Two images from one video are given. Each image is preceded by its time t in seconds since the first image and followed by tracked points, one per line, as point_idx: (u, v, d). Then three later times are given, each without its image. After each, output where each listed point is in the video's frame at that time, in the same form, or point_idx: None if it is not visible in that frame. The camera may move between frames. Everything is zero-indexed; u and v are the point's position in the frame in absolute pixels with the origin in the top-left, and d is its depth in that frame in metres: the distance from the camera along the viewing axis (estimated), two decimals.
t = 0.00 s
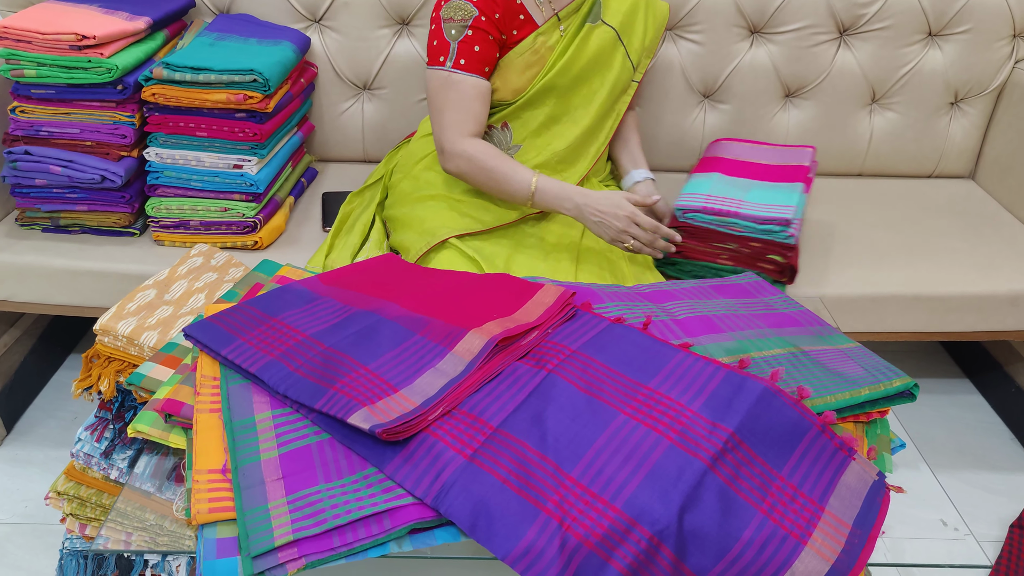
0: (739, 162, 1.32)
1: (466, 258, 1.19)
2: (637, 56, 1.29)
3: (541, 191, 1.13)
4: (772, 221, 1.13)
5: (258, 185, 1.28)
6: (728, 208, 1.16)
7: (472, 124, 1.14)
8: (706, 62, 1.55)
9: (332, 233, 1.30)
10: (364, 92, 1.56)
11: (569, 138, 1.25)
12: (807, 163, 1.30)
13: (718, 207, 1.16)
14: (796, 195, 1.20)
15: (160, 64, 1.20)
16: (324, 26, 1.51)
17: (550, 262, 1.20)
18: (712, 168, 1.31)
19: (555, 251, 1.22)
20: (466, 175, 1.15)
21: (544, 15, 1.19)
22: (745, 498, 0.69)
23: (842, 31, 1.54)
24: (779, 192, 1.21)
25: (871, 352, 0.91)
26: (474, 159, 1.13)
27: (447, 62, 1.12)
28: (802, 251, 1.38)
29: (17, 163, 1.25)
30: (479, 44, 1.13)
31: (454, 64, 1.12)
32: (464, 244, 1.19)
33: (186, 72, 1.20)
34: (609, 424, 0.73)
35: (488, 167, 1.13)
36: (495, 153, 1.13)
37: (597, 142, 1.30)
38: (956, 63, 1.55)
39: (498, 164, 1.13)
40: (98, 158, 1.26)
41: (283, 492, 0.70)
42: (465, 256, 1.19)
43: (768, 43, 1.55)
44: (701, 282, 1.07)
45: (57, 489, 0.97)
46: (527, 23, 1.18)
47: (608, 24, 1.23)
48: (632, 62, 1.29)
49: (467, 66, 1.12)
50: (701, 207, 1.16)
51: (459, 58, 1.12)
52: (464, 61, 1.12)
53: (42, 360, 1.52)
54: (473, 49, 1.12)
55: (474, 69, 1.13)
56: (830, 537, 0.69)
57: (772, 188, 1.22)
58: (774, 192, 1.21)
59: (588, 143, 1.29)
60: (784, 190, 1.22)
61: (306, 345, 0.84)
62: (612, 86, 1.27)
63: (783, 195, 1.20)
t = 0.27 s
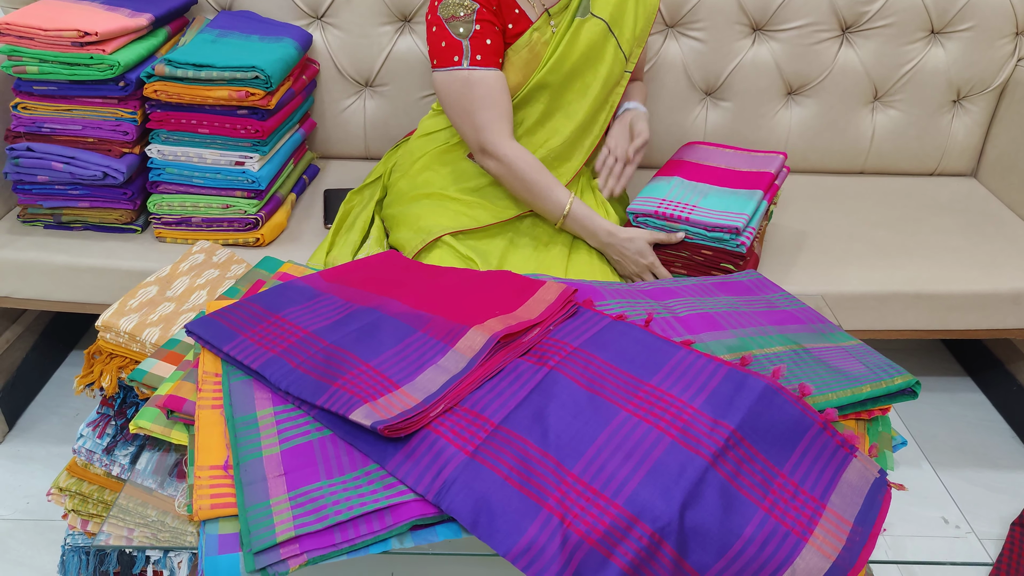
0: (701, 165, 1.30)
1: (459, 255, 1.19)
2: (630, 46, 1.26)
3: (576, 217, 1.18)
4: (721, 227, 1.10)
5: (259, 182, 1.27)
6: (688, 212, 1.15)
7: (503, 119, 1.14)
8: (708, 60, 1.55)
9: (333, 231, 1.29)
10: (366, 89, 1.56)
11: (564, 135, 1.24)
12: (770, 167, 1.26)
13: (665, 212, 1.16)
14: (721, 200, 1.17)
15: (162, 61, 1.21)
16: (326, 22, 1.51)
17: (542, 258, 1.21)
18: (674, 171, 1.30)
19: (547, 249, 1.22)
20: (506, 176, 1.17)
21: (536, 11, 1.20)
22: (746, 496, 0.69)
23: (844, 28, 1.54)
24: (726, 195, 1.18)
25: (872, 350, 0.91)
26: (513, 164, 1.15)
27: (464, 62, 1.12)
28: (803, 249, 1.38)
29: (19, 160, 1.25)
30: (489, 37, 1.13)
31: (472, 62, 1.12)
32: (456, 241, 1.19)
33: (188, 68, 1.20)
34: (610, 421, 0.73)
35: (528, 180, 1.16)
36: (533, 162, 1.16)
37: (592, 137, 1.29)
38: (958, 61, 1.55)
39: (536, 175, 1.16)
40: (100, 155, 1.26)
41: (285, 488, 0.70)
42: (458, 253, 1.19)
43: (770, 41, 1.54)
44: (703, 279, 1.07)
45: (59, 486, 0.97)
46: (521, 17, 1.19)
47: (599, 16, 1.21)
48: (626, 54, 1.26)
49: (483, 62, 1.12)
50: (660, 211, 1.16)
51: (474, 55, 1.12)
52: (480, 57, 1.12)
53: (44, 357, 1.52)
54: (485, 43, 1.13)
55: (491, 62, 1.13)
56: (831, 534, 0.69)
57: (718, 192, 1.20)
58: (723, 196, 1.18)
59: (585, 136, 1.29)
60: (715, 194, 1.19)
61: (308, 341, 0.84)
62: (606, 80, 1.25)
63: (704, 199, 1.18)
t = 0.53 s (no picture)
0: (700, 164, 1.29)
1: (466, 254, 1.19)
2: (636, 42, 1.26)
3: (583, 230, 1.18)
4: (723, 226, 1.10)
5: (261, 180, 1.27)
6: (688, 212, 1.14)
7: (514, 124, 1.15)
8: (710, 58, 1.55)
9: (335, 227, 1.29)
10: (368, 86, 1.56)
11: (572, 134, 1.25)
12: (771, 164, 1.26)
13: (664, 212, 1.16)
14: (722, 199, 1.17)
15: (165, 58, 1.21)
16: (329, 20, 1.51)
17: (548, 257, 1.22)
18: (672, 170, 1.29)
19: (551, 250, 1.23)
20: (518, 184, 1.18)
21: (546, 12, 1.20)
22: (747, 493, 0.69)
23: (846, 27, 1.54)
24: (727, 194, 1.18)
25: (874, 348, 0.91)
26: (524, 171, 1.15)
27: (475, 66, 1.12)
28: (805, 247, 1.38)
29: (21, 157, 1.25)
30: (500, 41, 1.13)
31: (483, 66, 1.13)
32: (465, 240, 1.19)
33: (190, 65, 1.20)
34: (611, 418, 0.73)
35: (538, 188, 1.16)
36: (543, 170, 1.16)
37: (600, 136, 1.29)
38: (961, 60, 1.55)
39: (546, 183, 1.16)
40: (102, 152, 1.26)
41: (287, 485, 0.70)
42: (465, 252, 1.19)
43: (773, 39, 1.54)
44: (704, 277, 1.07)
45: (61, 481, 0.98)
46: (531, 20, 1.19)
47: (605, 14, 1.20)
48: (633, 52, 1.26)
49: (492, 66, 1.13)
50: (659, 212, 1.16)
51: (484, 59, 1.12)
52: (490, 62, 1.13)
53: (46, 353, 1.52)
54: (495, 45, 1.13)
55: (501, 66, 1.13)
56: (832, 532, 0.69)
57: (719, 191, 1.19)
58: (724, 195, 1.18)
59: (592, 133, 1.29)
60: (716, 193, 1.19)
61: (310, 338, 0.84)
62: (613, 78, 1.25)
63: (706, 199, 1.17)
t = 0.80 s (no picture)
0: (702, 163, 1.29)
1: (470, 253, 1.19)
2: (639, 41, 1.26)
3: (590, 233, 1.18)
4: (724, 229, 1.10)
5: (264, 178, 1.28)
6: (689, 213, 1.14)
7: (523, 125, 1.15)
8: (712, 58, 1.55)
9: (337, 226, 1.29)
10: (370, 85, 1.56)
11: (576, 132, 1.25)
12: (773, 163, 1.26)
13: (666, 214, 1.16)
14: (724, 200, 1.17)
15: (167, 56, 1.21)
16: (331, 19, 1.51)
17: (553, 256, 1.22)
18: (674, 169, 1.29)
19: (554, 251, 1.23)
20: (526, 183, 1.18)
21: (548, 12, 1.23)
22: (748, 492, 0.69)
23: (849, 26, 1.54)
24: (728, 195, 1.18)
25: (875, 348, 0.91)
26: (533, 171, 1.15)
27: (482, 66, 1.12)
28: (806, 246, 1.38)
29: (24, 154, 1.25)
30: (507, 41, 1.14)
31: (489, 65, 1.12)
32: (468, 239, 1.19)
33: (193, 64, 1.20)
34: (613, 417, 0.73)
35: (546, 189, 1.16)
36: (552, 169, 1.16)
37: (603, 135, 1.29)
38: (963, 60, 1.55)
39: (553, 182, 1.16)
40: (105, 150, 1.26)
41: (289, 482, 0.71)
42: (469, 251, 1.19)
43: (775, 39, 1.54)
44: (706, 277, 1.07)
45: (63, 479, 0.98)
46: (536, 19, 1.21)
47: (607, 13, 1.20)
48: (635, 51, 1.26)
49: (500, 65, 1.13)
50: (661, 214, 1.16)
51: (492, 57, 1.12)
52: (497, 61, 1.13)
53: (48, 351, 1.53)
54: (502, 45, 1.13)
55: (508, 65, 1.14)
56: (833, 531, 0.69)
57: (721, 191, 1.19)
58: (725, 196, 1.18)
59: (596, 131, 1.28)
60: (717, 193, 1.19)
61: (312, 336, 0.84)
62: (615, 77, 1.24)
63: (708, 199, 1.17)
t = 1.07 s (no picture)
0: (700, 156, 1.29)
1: (471, 250, 1.19)
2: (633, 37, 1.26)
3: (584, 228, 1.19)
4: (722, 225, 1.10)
5: (265, 176, 1.28)
6: (688, 209, 1.14)
7: (515, 122, 1.15)
8: (714, 57, 1.54)
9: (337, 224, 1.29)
10: (371, 83, 1.56)
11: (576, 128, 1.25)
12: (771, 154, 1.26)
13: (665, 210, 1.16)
14: (722, 194, 1.16)
15: (169, 54, 1.21)
16: (332, 17, 1.51)
17: (553, 254, 1.23)
18: (670, 163, 1.29)
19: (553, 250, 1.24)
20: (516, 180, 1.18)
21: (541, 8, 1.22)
22: (748, 491, 0.69)
23: (850, 26, 1.54)
24: (727, 189, 1.18)
25: (875, 347, 0.91)
26: (525, 168, 1.15)
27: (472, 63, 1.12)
28: (807, 245, 1.38)
29: (25, 152, 1.25)
30: (498, 38, 1.13)
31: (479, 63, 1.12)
32: (469, 236, 1.19)
33: (194, 61, 1.20)
34: (613, 415, 0.73)
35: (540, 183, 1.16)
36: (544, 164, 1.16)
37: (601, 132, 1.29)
38: (964, 60, 1.54)
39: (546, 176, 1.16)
40: (106, 147, 1.26)
41: (289, 480, 0.71)
42: (470, 248, 1.19)
43: (776, 38, 1.54)
44: (706, 276, 1.07)
45: (64, 476, 0.98)
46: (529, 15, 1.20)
47: (601, 8, 1.22)
48: (630, 46, 1.26)
49: (491, 63, 1.13)
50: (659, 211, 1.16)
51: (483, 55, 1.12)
52: (488, 59, 1.13)
53: (49, 348, 1.53)
54: (493, 42, 1.13)
55: (499, 63, 1.14)
56: (833, 530, 0.69)
57: (719, 184, 1.19)
58: (723, 189, 1.17)
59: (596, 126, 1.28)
60: (716, 186, 1.18)
61: (313, 334, 0.85)
62: (612, 71, 1.25)
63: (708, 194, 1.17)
